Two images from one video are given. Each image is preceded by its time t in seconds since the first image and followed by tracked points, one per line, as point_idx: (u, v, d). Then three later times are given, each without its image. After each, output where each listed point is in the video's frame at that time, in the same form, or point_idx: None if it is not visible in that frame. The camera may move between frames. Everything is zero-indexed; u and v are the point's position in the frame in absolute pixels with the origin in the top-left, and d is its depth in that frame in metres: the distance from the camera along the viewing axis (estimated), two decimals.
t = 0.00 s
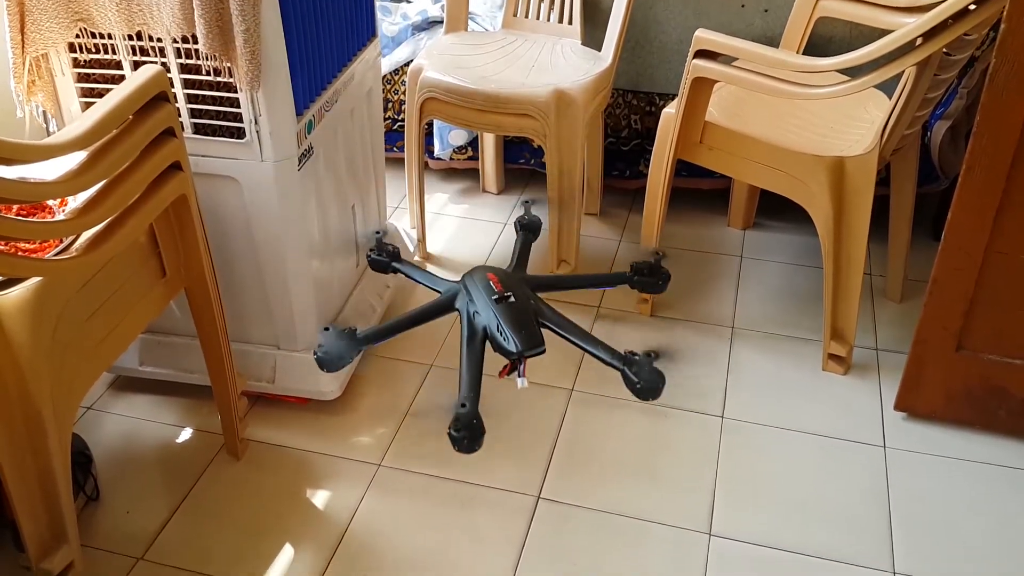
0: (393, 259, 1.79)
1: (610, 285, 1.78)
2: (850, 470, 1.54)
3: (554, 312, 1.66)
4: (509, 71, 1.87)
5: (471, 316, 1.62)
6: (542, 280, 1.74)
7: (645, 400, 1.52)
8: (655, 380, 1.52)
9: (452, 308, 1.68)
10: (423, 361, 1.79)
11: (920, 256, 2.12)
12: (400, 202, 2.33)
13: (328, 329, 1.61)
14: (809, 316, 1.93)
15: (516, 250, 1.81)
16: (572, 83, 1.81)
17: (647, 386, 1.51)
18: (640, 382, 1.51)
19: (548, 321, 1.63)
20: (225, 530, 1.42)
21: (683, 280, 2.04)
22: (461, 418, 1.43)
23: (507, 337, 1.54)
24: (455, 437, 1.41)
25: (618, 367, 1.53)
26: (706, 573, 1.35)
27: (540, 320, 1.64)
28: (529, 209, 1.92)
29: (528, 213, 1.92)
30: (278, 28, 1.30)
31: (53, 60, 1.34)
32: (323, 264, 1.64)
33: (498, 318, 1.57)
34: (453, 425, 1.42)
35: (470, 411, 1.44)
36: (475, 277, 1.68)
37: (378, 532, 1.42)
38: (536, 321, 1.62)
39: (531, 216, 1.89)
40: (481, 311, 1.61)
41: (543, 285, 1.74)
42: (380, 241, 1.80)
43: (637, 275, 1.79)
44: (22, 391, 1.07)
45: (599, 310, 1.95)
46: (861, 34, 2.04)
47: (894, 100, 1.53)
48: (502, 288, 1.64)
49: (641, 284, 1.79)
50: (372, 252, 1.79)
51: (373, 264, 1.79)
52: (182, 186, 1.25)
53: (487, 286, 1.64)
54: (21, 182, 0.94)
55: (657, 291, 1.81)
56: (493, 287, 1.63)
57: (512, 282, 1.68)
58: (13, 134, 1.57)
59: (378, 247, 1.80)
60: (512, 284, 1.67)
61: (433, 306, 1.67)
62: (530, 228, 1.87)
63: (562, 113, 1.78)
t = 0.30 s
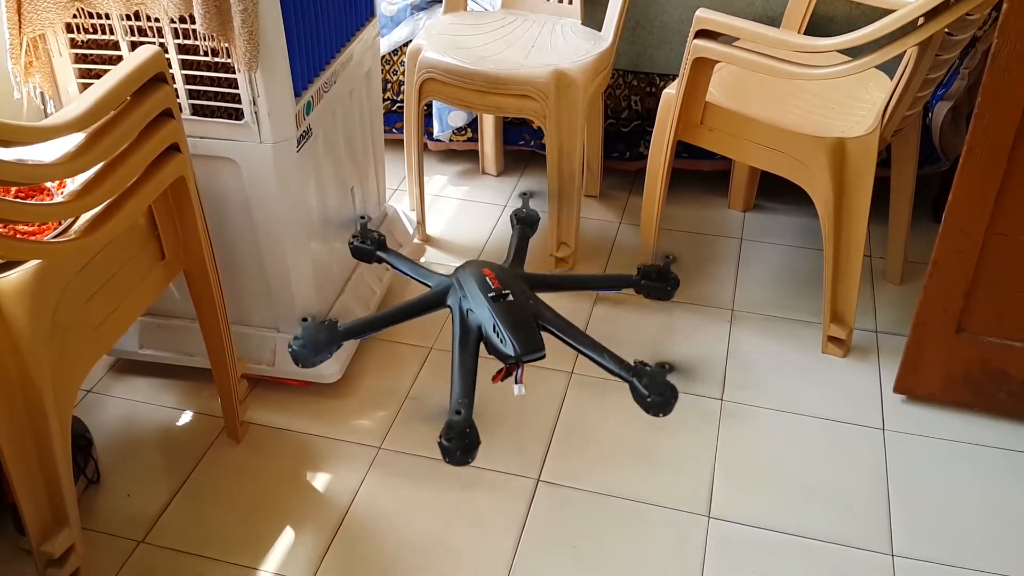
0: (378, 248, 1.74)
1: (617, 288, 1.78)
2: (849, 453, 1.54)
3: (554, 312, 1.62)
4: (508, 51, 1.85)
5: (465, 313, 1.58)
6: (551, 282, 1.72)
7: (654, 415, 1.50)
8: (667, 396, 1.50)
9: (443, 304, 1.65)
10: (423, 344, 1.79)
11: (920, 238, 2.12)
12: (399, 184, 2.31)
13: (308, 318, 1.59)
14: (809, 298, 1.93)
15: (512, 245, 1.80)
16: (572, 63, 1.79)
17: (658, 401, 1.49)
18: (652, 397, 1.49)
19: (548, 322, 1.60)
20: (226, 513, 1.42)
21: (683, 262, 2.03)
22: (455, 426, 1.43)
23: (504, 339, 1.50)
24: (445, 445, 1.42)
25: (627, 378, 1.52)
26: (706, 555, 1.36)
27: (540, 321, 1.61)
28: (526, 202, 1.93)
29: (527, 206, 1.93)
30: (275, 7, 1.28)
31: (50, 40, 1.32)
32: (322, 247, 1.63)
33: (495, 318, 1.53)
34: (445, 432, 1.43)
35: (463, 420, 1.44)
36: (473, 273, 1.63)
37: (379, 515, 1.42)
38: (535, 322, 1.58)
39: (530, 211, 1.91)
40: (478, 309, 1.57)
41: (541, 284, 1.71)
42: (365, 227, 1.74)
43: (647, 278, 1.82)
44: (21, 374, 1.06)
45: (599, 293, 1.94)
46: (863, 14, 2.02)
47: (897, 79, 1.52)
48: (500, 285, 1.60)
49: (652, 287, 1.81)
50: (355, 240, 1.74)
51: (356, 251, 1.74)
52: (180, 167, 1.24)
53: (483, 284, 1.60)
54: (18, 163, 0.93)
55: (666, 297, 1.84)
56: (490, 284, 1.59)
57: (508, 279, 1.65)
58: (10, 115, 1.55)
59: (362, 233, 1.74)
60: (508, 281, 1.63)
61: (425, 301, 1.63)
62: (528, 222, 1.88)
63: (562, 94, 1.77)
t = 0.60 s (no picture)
0: (389, 218, 1.56)
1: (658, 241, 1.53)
2: (849, 453, 1.54)
3: (585, 272, 1.41)
4: (508, 51, 1.85)
5: (487, 279, 1.38)
6: (580, 239, 1.51)
7: (707, 376, 1.29)
8: (720, 352, 1.29)
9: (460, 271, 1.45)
10: (422, 344, 1.79)
11: (920, 238, 2.12)
12: (399, 184, 2.32)
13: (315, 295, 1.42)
14: (809, 298, 1.93)
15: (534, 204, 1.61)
16: (572, 63, 1.79)
17: (709, 360, 1.28)
18: (703, 355, 1.28)
19: (581, 286, 1.39)
20: (225, 513, 1.42)
21: (682, 262, 2.04)
22: (484, 402, 1.22)
23: (534, 305, 1.29)
24: (475, 423, 1.21)
25: (674, 337, 1.31)
26: (705, 555, 1.36)
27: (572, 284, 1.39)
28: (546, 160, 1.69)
29: (546, 164, 1.68)
30: (275, 8, 1.28)
31: (49, 40, 1.32)
32: (322, 247, 1.63)
33: (521, 281, 1.33)
34: (473, 409, 1.22)
35: (493, 393, 1.24)
36: (491, 234, 1.44)
37: (379, 515, 1.42)
38: (566, 284, 1.37)
39: (552, 167, 1.65)
40: (500, 273, 1.37)
41: (572, 242, 1.51)
42: (374, 197, 1.57)
43: (694, 232, 1.54)
44: (21, 374, 1.06)
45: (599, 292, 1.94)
46: (862, 14, 2.02)
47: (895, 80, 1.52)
48: (523, 246, 1.40)
49: (691, 242, 1.53)
50: (363, 211, 1.57)
51: (365, 223, 1.57)
52: (179, 167, 1.24)
53: (505, 246, 1.40)
54: (19, 164, 0.93)
55: (708, 249, 1.55)
56: (513, 247, 1.39)
57: (532, 239, 1.44)
58: (10, 115, 1.55)
59: (371, 204, 1.57)
60: (533, 242, 1.43)
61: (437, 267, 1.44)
62: (551, 178, 1.63)
63: (562, 94, 1.77)
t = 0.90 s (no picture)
0: (391, 165, 1.51)
1: (681, 190, 1.48)
2: (849, 454, 1.54)
3: (605, 221, 1.37)
4: (508, 52, 1.85)
5: (501, 227, 1.33)
6: (600, 188, 1.49)
7: (743, 330, 1.22)
8: (758, 302, 1.21)
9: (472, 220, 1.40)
10: (422, 344, 1.79)
11: (920, 238, 2.12)
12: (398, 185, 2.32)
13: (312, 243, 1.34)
14: (809, 299, 1.93)
15: (548, 150, 1.55)
16: (572, 64, 1.79)
17: (746, 308, 1.21)
18: (738, 304, 1.21)
19: (603, 234, 1.35)
20: (225, 514, 1.42)
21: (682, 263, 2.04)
22: (500, 353, 1.15)
23: (552, 254, 1.25)
24: (488, 373, 1.14)
25: (704, 287, 1.24)
26: (705, 555, 1.36)
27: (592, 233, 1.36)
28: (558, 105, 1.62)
29: (559, 111, 1.62)
30: (275, 8, 1.28)
31: (49, 41, 1.32)
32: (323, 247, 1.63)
33: (537, 229, 1.29)
34: (488, 358, 1.15)
35: (510, 342, 1.17)
36: (504, 181, 1.40)
37: (379, 516, 1.42)
38: (586, 233, 1.34)
39: (564, 115, 1.60)
40: (516, 222, 1.32)
41: (591, 192, 1.48)
42: (373, 143, 1.52)
43: (712, 180, 1.49)
44: (21, 374, 1.06)
45: (599, 293, 1.94)
46: (862, 14, 2.02)
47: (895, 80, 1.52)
48: (539, 193, 1.36)
49: (719, 190, 1.49)
50: (363, 158, 1.52)
51: (366, 171, 1.52)
52: (180, 168, 1.24)
53: (520, 193, 1.36)
54: (20, 164, 0.93)
55: (737, 199, 1.52)
56: (528, 194, 1.35)
57: (547, 186, 1.40)
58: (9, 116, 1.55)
59: (370, 151, 1.53)
60: (549, 189, 1.38)
61: (450, 217, 1.38)
62: (565, 127, 1.58)
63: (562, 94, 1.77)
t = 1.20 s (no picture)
0: (383, 153, 1.45)
1: (690, 181, 1.41)
2: (848, 458, 1.54)
3: (609, 211, 1.30)
4: (507, 56, 1.85)
5: (499, 215, 1.26)
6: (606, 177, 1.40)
7: (757, 325, 1.14)
8: (773, 295, 1.14)
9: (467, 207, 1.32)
10: (421, 348, 1.79)
11: (918, 241, 2.12)
12: (397, 189, 2.32)
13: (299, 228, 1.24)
14: (808, 302, 1.93)
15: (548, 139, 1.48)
16: (570, 68, 1.79)
17: (761, 302, 1.14)
18: (754, 298, 1.14)
19: (606, 224, 1.28)
20: (224, 518, 1.42)
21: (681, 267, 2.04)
22: (501, 346, 1.08)
23: (553, 243, 1.18)
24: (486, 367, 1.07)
25: (717, 279, 1.17)
26: (705, 559, 1.36)
27: (596, 223, 1.28)
28: (559, 92, 1.56)
29: (560, 97, 1.56)
30: (274, 12, 1.29)
31: (48, 45, 1.32)
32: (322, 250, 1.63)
33: (537, 217, 1.22)
34: (487, 351, 1.08)
35: (512, 334, 1.10)
36: (503, 168, 1.33)
37: (377, 520, 1.42)
38: (588, 223, 1.26)
39: (564, 102, 1.54)
40: (515, 209, 1.25)
41: (598, 181, 1.39)
42: (365, 127, 1.45)
43: (718, 168, 1.42)
44: (20, 379, 1.06)
45: (597, 296, 1.95)
46: (860, 18, 2.03)
47: (893, 84, 1.52)
48: (539, 180, 1.29)
49: (729, 176, 1.42)
50: (352, 145, 1.45)
51: (357, 158, 1.45)
52: (178, 172, 1.24)
53: (519, 180, 1.29)
54: (18, 168, 0.94)
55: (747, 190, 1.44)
56: (529, 181, 1.29)
57: (548, 174, 1.33)
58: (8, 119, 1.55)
59: (362, 137, 1.46)
60: (550, 176, 1.32)
61: (445, 206, 1.31)
62: (564, 115, 1.52)
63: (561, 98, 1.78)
